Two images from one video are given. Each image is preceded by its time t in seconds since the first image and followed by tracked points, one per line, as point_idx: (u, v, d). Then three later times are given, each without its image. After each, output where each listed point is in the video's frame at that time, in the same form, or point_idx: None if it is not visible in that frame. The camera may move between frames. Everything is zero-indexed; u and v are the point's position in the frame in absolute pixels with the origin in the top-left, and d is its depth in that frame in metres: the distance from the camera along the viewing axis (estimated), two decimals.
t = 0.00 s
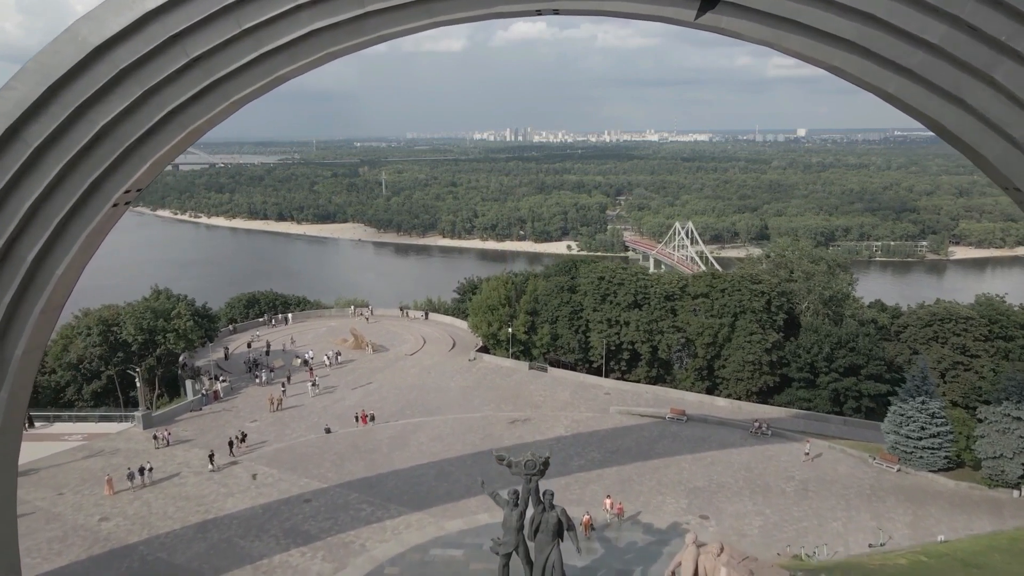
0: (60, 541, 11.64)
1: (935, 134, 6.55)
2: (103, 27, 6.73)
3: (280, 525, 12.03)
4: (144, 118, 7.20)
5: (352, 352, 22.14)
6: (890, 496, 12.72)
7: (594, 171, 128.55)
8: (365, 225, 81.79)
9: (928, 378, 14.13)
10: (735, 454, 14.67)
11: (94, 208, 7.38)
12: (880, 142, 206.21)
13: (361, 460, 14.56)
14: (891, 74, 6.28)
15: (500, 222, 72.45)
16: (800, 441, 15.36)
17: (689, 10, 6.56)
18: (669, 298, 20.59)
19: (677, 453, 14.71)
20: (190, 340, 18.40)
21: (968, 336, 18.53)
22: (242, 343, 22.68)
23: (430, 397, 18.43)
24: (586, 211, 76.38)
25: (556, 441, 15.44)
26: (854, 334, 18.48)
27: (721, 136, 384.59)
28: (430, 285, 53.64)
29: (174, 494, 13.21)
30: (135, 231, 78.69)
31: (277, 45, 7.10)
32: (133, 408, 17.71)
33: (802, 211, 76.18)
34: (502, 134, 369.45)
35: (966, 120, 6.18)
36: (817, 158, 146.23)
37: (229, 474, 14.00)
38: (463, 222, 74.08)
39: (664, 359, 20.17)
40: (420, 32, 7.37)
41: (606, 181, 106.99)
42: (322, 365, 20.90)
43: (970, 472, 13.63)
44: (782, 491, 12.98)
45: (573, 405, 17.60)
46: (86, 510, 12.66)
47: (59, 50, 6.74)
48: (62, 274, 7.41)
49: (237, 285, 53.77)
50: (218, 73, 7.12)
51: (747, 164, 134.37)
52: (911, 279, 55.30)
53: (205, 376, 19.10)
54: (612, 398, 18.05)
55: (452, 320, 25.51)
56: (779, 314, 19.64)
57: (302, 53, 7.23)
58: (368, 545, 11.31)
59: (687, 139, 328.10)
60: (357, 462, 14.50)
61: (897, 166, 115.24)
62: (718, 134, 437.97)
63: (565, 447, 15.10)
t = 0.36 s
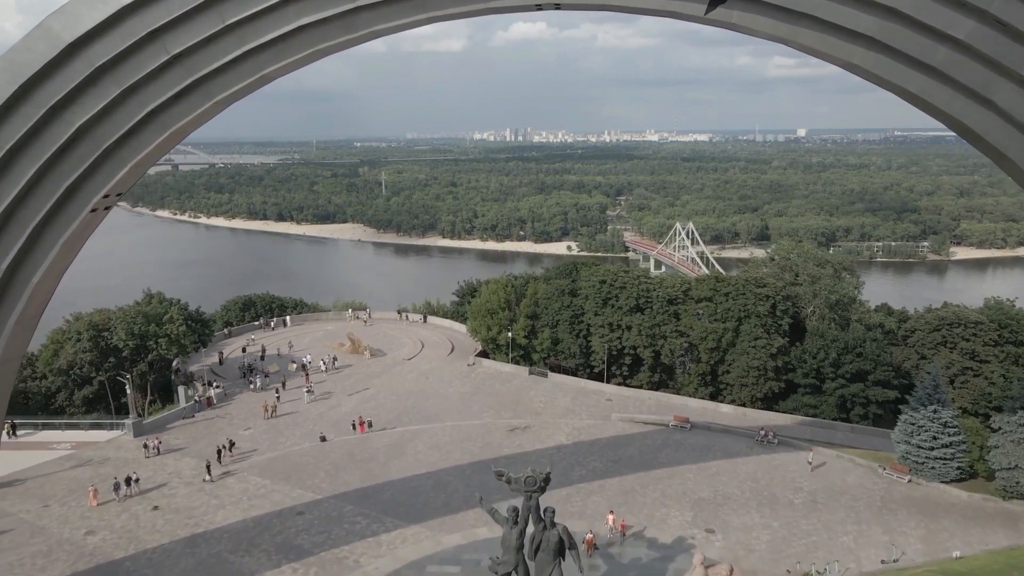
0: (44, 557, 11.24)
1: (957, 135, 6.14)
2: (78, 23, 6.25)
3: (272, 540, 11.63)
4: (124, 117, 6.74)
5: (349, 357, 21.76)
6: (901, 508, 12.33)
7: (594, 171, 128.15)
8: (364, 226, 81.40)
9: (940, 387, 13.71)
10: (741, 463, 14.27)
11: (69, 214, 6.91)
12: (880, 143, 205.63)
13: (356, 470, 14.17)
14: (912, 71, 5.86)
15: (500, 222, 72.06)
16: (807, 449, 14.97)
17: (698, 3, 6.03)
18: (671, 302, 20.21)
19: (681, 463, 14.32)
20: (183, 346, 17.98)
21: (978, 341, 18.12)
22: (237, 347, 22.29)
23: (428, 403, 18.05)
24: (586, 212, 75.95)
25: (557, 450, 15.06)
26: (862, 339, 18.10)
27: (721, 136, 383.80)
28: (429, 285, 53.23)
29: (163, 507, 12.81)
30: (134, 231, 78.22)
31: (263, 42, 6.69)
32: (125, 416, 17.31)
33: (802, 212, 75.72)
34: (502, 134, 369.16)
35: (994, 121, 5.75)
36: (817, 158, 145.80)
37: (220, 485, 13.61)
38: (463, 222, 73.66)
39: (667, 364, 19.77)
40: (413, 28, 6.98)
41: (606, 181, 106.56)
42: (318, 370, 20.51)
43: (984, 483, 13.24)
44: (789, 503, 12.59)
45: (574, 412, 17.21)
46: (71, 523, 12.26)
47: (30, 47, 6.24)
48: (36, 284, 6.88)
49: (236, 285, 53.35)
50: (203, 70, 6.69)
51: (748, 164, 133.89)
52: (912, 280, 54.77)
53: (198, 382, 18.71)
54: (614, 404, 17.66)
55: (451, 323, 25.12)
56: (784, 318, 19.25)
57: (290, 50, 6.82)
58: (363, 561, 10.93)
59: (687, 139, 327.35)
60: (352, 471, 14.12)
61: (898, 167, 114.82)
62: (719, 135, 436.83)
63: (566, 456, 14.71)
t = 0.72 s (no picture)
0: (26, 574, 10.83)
1: (984, 135, 5.79)
2: (46, 16, 5.76)
3: (264, 555, 11.23)
4: (100, 118, 6.29)
5: (346, 361, 21.35)
6: (914, 522, 11.94)
7: (594, 171, 127.69)
8: (364, 226, 80.97)
9: (954, 395, 13.32)
10: (748, 473, 13.87)
11: (42, 222, 6.47)
12: (880, 144, 205.58)
13: (351, 481, 13.78)
14: (939, 68, 5.47)
15: (500, 223, 71.64)
16: (816, 458, 14.56)
17: None
18: (674, 306, 19.80)
19: (686, 473, 13.91)
20: (175, 351, 17.53)
21: (988, 346, 17.76)
22: (231, 352, 21.88)
23: (427, 410, 17.63)
24: (587, 212, 75.53)
25: (558, 459, 14.66)
26: (869, 344, 17.70)
27: (721, 137, 383.61)
28: (429, 286, 52.81)
29: (151, 520, 12.41)
30: (133, 232, 77.87)
31: (246, 37, 6.26)
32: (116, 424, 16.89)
33: (803, 212, 75.28)
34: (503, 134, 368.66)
35: None
36: (818, 159, 145.34)
37: (211, 497, 13.20)
38: (463, 222, 73.25)
39: (670, 370, 19.35)
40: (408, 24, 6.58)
41: (606, 182, 106.13)
42: (314, 375, 20.12)
43: (998, 495, 12.85)
44: (799, 516, 12.18)
45: (576, 419, 16.81)
46: (56, 538, 11.86)
47: None
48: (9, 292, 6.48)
49: (235, 286, 52.97)
50: (183, 69, 6.25)
51: (749, 164, 133.48)
52: (914, 281, 54.28)
53: (190, 389, 18.32)
54: (617, 412, 17.27)
55: (450, 327, 24.72)
56: (789, 322, 18.86)
57: (276, 46, 6.41)
58: None
59: (687, 139, 327.12)
60: (347, 482, 13.71)
61: (899, 167, 114.33)
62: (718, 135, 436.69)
63: (568, 466, 14.30)
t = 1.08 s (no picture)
0: None
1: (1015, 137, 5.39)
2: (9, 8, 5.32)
3: (253, 572, 10.82)
4: (72, 118, 5.85)
5: (342, 367, 20.93)
6: (927, 537, 11.53)
7: (594, 172, 127.18)
8: (364, 227, 80.55)
9: (967, 405, 12.94)
10: (755, 485, 13.45)
11: (9, 229, 6.03)
12: (880, 143, 205.38)
13: (346, 493, 13.36)
14: (968, 65, 5.07)
15: (500, 223, 71.19)
16: (823, 469, 14.15)
17: None
18: (678, 310, 19.40)
19: (691, 485, 13.49)
20: (166, 357, 17.08)
21: (999, 352, 17.37)
22: (225, 357, 21.45)
23: (425, 418, 17.21)
24: (587, 212, 75.00)
25: (559, 470, 14.24)
26: (877, 350, 17.30)
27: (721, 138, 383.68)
28: (429, 286, 52.57)
29: (138, 534, 11.99)
30: (133, 232, 77.49)
31: (227, 31, 5.82)
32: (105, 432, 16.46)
33: (804, 213, 74.82)
34: (503, 134, 368.71)
35: None
36: (818, 159, 144.97)
37: (200, 510, 12.77)
38: (462, 223, 72.83)
39: (673, 376, 18.92)
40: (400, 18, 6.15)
41: (606, 182, 105.73)
42: (309, 381, 19.70)
43: (1013, 508, 12.45)
44: (808, 531, 11.77)
45: (577, 427, 16.37)
46: (39, 553, 11.45)
47: None
48: None
49: (236, 286, 52.76)
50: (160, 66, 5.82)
51: (749, 164, 133.06)
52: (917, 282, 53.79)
53: (183, 396, 17.89)
54: (619, 419, 16.85)
55: (448, 330, 24.32)
56: (795, 327, 18.45)
57: (258, 42, 5.96)
58: None
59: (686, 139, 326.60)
60: (341, 495, 13.28)
61: (899, 167, 113.89)
62: (718, 135, 436.16)
63: (569, 478, 13.88)
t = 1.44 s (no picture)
0: None
1: None
2: None
3: None
4: (40, 118, 5.43)
5: (339, 372, 20.52)
6: (942, 552, 11.13)
7: (594, 172, 126.72)
8: (363, 227, 80.10)
9: (983, 414, 12.54)
10: (762, 497, 13.03)
11: None
12: (881, 143, 204.91)
13: (340, 505, 12.96)
14: (1003, 62, 4.67)
15: (499, 224, 70.76)
16: (832, 480, 13.74)
17: None
18: (681, 315, 18.99)
19: (696, 496, 13.09)
20: (157, 363, 16.66)
21: (1010, 357, 16.98)
22: (219, 362, 21.01)
23: (422, 425, 16.81)
24: (587, 213, 74.36)
25: (560, 480, 13.83)
26: (886, 356, 16.89)
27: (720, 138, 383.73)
28: (428, 286, 52.40)
29: (124, 548, 11.60)
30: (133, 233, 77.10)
31: (204, 25, 5.41)
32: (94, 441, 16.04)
33: (805, 213, 74.40)
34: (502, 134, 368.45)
35: None
36: (818, 159, 144.70)
37: (189, 523, 12.37)
38: (462, 223, 72.44)
39: (677, 382, 18.48)
40: (391, 12, 5.76)
41: (607, 182, 105.35)
42: (304, 388, 19.28)
43: None
44: (818, 545, 11.37)
45: (578, 436, 15.96)
46: (22, 568, 11.06)
47: None
48: None
49: (236, 286, 52.59)
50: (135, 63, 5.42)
51: (749, 164, 132.67)
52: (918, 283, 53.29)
53: (174, 403, 17.46)
54: (621, 427, 16.45)
55: (447, 335, 23.93)
56: (801, 332, 18.04)
57: (238, 38, 5.56)
58: None
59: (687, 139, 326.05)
60: (335, 507, 12.88)
61: (899, 168, 113.55)
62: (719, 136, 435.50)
63: (570, 488, 13.47)
